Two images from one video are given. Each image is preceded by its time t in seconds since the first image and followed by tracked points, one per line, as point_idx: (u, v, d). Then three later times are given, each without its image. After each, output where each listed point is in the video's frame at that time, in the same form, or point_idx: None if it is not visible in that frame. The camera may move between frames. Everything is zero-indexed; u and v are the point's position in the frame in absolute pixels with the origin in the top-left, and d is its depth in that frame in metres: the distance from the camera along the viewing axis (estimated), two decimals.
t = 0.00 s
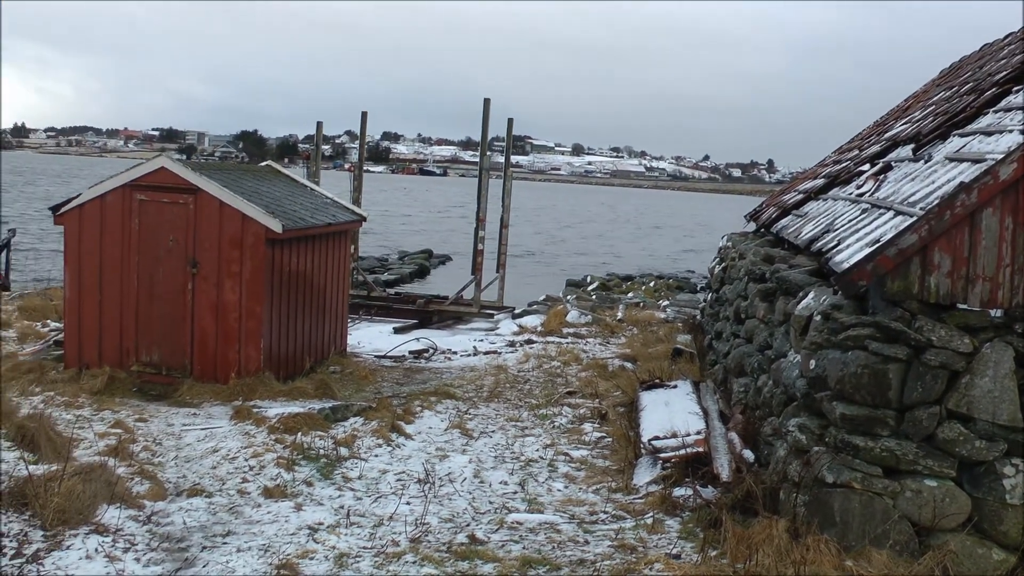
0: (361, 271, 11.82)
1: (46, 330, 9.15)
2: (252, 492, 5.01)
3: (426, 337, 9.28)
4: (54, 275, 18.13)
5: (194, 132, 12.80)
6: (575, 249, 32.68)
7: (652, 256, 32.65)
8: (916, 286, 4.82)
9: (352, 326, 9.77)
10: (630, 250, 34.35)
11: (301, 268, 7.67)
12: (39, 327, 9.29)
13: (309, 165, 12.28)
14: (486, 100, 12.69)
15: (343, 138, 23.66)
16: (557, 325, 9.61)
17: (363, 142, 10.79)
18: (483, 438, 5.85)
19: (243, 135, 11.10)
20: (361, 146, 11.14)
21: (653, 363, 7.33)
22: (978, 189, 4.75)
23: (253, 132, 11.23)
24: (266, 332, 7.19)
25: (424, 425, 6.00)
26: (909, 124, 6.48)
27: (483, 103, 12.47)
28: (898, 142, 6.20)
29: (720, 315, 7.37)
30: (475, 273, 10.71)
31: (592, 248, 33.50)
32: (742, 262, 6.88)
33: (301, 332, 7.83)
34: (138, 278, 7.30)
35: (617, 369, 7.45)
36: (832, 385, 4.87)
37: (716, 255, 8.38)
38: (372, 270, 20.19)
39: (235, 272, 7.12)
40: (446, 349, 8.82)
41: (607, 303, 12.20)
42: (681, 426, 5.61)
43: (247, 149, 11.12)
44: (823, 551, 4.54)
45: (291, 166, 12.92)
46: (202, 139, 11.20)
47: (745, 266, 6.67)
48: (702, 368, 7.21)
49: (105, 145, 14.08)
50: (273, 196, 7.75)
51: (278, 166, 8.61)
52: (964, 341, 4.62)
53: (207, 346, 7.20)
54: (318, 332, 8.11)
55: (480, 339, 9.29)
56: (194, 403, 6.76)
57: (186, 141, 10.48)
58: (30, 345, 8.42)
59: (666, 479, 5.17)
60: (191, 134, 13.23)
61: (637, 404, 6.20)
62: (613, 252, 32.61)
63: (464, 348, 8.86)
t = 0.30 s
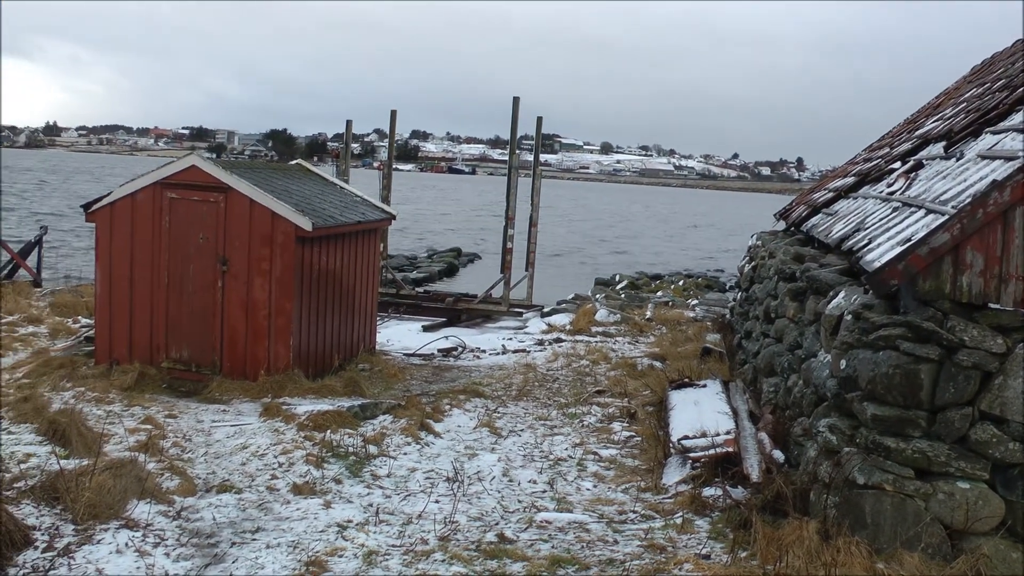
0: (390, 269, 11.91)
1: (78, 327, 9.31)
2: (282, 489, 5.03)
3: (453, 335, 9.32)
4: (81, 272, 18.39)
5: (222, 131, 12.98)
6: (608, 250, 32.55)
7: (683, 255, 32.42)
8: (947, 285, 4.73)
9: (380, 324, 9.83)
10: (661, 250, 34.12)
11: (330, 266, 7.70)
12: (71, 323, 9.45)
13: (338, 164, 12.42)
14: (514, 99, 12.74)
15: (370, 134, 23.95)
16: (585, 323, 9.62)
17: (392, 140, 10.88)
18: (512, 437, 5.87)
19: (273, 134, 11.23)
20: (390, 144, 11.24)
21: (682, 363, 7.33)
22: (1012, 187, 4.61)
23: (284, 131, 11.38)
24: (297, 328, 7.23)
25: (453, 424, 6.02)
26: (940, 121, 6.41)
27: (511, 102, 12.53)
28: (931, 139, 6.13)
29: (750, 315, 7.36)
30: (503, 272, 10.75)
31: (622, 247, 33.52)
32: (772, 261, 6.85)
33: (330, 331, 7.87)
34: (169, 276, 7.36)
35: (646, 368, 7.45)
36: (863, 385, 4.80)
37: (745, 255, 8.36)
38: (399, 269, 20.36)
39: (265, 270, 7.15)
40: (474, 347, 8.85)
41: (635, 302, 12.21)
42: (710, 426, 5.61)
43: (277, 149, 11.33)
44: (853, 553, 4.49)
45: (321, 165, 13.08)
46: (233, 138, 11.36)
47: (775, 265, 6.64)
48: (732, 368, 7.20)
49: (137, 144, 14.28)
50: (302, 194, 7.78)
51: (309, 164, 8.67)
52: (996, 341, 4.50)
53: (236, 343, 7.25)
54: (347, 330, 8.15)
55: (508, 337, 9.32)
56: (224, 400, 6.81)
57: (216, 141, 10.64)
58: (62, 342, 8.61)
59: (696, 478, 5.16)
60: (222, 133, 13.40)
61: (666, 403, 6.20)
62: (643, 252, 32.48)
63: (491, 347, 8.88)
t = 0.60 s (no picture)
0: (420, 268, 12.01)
1: (110, 322, 9.43)
2: (312, 487, 5.06)
3: (483, 334, 9.36)
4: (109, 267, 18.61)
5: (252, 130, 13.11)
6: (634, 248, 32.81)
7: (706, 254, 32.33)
8: (981, 288, 4.66)
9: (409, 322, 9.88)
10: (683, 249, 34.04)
11: (361, 266, 7.74)
12: (103, 319, 9.59)
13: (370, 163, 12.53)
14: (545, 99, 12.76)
15: (399, 134, 24.32)
16: (616, 323, 9.62)
17: (422, 139, 10.94)
18: (542, 437, 5.88)
19: (304, 133, 11.35)
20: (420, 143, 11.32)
21: (713, 364, 7.32)
22: None
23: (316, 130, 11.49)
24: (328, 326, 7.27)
25: (483, 424, 6.04)
26: (974, 121, 6.34)
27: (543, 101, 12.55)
28: (964, 139, 6.06)
29: (782, 316, 7.33)
30: (534, 271, 10.79)
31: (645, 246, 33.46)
32: (803, 262, 6.82)
33: (361, 329, 7.91)
34: (200, 273, 7.42)
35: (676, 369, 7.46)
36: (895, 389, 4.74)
37: (777, 255, 8.33)
38: (431, 268, 20.55)
39: (297, 268, 7.20)
40: (506, 347, 8.88)
41: (666, 303, 12.23)
42: (741, 428, 5.58)
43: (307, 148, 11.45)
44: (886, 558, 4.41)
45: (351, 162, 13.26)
46: (264, 138, 11.49)
47: (807, 267, 6.59)
48: (764, 369, 7.19)
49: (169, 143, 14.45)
50: (333, 192, 7.82)
51: (339, 163, 8.72)
52: None
53: (267, 341, 7.29)
54: (377, 328, 8.19)
55: (538, 337, 9.35)
56: (255, 398, 6.85)
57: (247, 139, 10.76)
58: (94, 338, 8.72)
59: (726, 481, 5.15)
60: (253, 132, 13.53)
61: (696, 405, 6.18)
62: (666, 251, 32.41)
63: (521, 346, 8.91)
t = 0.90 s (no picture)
0: (449, 274, 12.11)
1: (139, 326, 9.54)
2: (339, 493, 5.08)
3: (511, 343, 9.43)
4: (135, 272, 18.81)
5: (282, 136, 13.26)
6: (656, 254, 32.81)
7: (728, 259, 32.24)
8: (1013, 299, 4.59)
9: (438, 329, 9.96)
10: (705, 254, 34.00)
11: (391, 273, 7.75)
12: (132, 323, 9.71)
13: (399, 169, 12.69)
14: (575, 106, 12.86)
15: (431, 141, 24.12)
16: (645, 331, 9.66)
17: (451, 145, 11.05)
18: (570, 446, 5.89)
19: (334, 139, 11.50)
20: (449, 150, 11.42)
21: (742, 373, 7.33)
22: None
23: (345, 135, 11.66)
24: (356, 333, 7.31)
25: (512, 432, 6.06)
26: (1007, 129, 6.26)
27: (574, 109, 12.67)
28: (998, 147, 5.99)
29: (812, 326, 7.33)
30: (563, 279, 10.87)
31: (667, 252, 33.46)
32: (835, 271, 6.78)
33: (389, 337, 7.92)
34: (230, 279, 7.47)
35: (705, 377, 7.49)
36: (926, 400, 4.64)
37: (807, 265, 8.29)
38: (458, 276, 20.71)
39: (326, 274, 7.21)
40: (534, 355, 8.94)
41: (695, 312, 12.26)
42: (770, 438, 5.55)
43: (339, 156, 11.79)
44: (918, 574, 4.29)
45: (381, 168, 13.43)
46: (294, 144, 11.65)
47: (838, 276, 6.54)
48: (793, 379, 7.18)
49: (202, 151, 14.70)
50: (364, 199, 7.84)
51: (370, 169, 8.77)
52: None
53: (297, 348, 7.32)
54: (407, 335, 8.20)
55: (567, 345, 9.41)
56: (283, 403, 6.87)
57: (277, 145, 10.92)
58: (124, 341, 8.82)
59: (755, 492, 5.13)
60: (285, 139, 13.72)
61: (725, 415, 6.15)
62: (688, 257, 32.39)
63: (550, 354, 8.97)
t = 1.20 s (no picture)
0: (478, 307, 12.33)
1: (169, 358, 9.73)
2: (367, 526, 5.09)
3: (540, 376, 9.61)
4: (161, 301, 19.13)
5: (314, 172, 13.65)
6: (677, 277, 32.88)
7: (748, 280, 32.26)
8: None
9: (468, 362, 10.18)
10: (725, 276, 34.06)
11: (418, 305, 8.08)
12: (163, 355, 9.87)
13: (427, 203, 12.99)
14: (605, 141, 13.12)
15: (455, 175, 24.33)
16: (672, 366, 9.87)
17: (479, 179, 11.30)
18: (599, 480, 5.94)
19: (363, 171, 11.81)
20: (479, 184, 11.68)
21: (769, 409, 7.38)
22: None
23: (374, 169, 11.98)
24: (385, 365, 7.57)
25: (541, 466, 6.11)
26: None
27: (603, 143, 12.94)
28: None
29: (839, 363, 7.41)
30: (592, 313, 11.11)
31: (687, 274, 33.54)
32: (863, 306, 6.83)
33: (417, 369, 8.22)
34: (260, 312, 7.85)
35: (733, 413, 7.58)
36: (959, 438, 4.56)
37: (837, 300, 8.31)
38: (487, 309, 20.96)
39: (355, 307, 7.56)
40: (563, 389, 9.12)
41: (723, 346, 12.36)
42: (799, 474, 5.55)
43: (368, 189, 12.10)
44: None
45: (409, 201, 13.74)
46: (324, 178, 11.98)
47: (868, 310, 6.57)
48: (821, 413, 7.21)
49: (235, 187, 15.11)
50: (392, 232, 8.18)
51: (400, 204, 9.18)
52: None
53: (325, 380, 7.64)
54: (434, 367, 8.49)
55: (595, 379, 9.63)
56: (311, 435, 7.09)
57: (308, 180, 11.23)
58: (153, 373, 9.02)
59: (785, 527, 5.12)
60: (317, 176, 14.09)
61: (755, 449, 6.18)
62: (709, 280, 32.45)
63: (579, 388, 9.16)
